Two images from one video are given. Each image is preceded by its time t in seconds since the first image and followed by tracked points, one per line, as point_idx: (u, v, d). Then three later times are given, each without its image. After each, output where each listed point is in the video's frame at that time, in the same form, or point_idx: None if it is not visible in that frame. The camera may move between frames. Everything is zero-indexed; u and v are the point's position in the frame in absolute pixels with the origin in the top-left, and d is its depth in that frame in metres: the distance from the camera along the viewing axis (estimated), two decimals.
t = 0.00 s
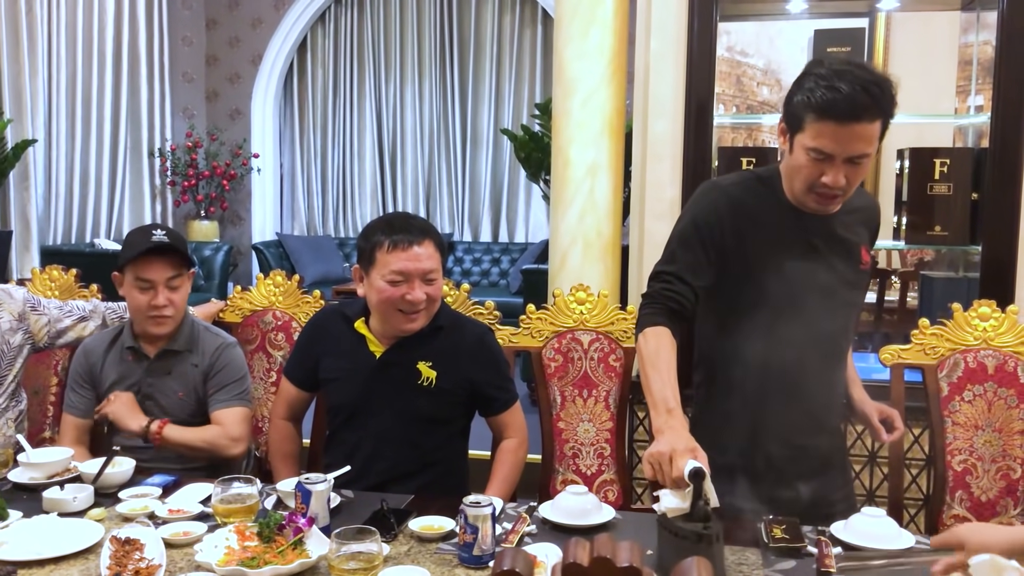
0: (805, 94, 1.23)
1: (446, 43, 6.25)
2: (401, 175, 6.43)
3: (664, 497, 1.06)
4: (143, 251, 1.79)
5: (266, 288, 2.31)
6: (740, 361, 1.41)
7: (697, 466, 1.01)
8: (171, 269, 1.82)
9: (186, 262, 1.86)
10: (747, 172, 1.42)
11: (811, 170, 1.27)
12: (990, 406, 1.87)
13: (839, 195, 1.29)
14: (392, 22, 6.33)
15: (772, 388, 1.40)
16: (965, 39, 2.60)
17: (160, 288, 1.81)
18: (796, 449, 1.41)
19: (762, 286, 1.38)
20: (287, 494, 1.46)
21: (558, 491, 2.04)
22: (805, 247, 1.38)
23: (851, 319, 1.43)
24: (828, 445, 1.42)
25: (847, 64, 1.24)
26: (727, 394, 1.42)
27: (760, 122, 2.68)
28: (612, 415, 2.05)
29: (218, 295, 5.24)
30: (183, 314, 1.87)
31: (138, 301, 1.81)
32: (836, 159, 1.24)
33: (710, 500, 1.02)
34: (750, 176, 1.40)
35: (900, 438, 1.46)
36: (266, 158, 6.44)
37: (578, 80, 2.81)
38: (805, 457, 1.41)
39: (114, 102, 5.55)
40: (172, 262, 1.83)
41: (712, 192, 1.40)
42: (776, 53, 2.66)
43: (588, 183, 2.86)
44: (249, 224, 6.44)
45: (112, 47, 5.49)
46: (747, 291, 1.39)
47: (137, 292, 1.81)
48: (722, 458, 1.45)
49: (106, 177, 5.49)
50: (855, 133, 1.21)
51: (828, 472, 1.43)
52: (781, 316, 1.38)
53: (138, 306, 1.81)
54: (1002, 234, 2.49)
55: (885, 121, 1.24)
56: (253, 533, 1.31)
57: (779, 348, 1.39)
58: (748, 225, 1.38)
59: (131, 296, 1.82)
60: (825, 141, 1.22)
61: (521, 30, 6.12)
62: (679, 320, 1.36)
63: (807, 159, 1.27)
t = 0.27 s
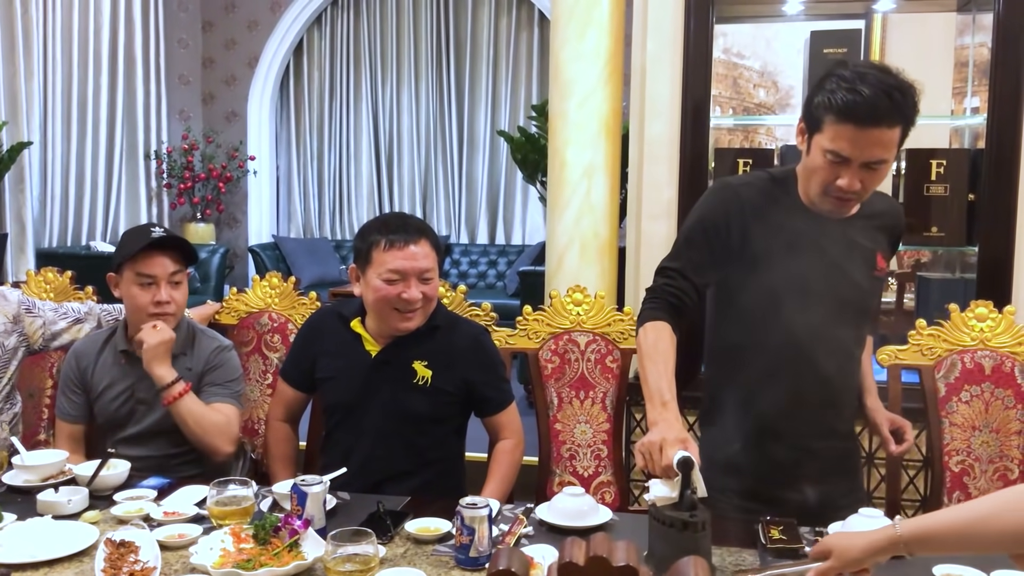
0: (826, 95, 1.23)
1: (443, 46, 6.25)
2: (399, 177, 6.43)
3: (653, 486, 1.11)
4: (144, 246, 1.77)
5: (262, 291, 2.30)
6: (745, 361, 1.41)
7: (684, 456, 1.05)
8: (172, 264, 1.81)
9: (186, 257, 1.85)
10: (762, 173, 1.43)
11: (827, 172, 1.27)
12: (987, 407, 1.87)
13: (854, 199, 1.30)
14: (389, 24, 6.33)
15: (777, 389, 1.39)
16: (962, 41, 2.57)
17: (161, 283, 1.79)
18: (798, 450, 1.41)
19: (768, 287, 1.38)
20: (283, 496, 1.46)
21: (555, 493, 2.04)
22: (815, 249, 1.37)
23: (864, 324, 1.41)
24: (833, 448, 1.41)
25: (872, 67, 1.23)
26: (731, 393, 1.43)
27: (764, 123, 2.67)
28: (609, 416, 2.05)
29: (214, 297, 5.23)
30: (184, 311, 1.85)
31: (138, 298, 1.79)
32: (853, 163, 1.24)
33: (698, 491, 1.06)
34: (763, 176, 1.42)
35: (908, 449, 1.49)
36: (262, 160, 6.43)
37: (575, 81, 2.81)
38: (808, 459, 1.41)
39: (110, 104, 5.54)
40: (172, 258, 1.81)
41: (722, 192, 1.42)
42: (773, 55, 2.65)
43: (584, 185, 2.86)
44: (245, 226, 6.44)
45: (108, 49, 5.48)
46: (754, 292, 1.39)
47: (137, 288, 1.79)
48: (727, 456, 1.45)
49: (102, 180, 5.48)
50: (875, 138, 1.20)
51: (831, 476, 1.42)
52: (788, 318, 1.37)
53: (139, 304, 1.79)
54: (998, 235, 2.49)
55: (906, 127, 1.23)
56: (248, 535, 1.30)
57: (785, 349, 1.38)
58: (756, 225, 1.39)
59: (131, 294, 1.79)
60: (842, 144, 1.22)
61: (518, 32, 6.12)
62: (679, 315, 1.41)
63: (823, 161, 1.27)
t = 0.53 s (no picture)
0: (830, 100, 1.23)
1: (441, 49, 6.25)
2: (397, 180, 6.43)
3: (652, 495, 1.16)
4: (144, 247, 1.73)
5: (261, 292, 2.30)
6: (749, 364, 1.41)
7: (683, 463, 1.04)
8: (172, 267, 1.78)
9: (185, 258, 1.83)
10: (767, 177, 1.44)
11: (831, 177, 1.27)
12: (986, 409, 1.87)
13: (859, 205, 1.29)
14: (387, 26, 6.33)
15: (781, 393, 1.39)
16: (960, 44, 2.57)
17: (162, 285, 1.76)
18: (803, 453, 1.41)
19: (773, 290, 1.38)
20: (281, 499, 1.45)
21: (553, 496, 2.03)
22: (819, 253, 1.38)
23: (870, 327, 1.41)
24: (838, 451, 1.41)
25: (877, 72, 1.23)
26: (735, 396, 1.43)
27: (763, 125, 2.68)
28: (608, 419, 2.04)
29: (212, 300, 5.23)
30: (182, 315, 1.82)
31: (138, 301, 1.74)
32: (857, 170, 1.24)
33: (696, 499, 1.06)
34: (768, 180, 1.42)
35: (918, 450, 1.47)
36: (260, 163, 6.43)
37: (573, 83, 2.81)
38: (812, 462, 1.41)
39: (108, 107, 5.54)
40: (171, 259, 1.79)
41: (727, 196, 1.43)
42: (771, 57, 2.65)
43: (583, 187, 2.86)
44: (243, 228, 6.44)
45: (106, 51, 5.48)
46: (759, 294, 1.39)
47: (136, 291, 1.75)
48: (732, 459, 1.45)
49: (100, 182, 5.47)
50: (879, 145, 1.20)
51: (836, 479, 1.42)
52: (793, 321, 1.37)
53: (137, 307, 1.74)
54: (996, 237, 2.49)
55: (911, 133, 1.23)
56: (246, 538, 1.30)
57: (790, 352, 1.38)
58: (760, 230, 1.40)
59: (128, 296, 1.75)
60: (846, 151, 1.22)
61: (516, 34, 6.12)
62: (684, 319, 1.40)
63: (828, 166, 1.27)
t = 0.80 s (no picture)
0: (839, 105, 1.23)
1: (443, 50, 6.25)
2: (398, 181, 6.42)
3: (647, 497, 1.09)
4: (147, 256, 1.72)
5: (262, 294, 2.31)
6: (747, 367, 1.41)
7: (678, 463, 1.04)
8: (175, 275, 1.77)
9: (188, 267, 1.82)
10: (770, 179, 1.42)
11: (837, 183, 1.27)
12: (989, 412, 1.87)
13: (863, 211, 1.30)
14: (389, 28, 6.33)
15: (780, 396, 1.39)
16: (963, 47, 2.54)
17: (164, 293, 1.75)
18: (801, 456, 1.41)
19: (772, 294, 1.38)
20: (283, 501, 1.45)
21: (555, 498, 2.03)
22: (820, 257, 1.37)
23: (871, 331, 1.40)
24: (836, 455, 1.41)
25: (886, 78, 1.23)
26: (734, 399, 1.43)
27: (766, 127, 2.64)
28: (610, 421, 2.04)
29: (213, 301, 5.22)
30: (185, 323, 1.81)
31: (141, 309, 1.73)
32: (865, 176, 1.24)
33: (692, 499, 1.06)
34: (771, 183, 1.40)
35: (917, 456, 1.46)
36: (261, 164, 6.43)
37: (575, 86, 2.81)
38: (810, 465, 1.41)
39: (109, 108, 5.54)
40: (174, 268, 1.77)
41: (728, 199, 1.42)
42: (773, 60, 2.63)
43: (585, 189, 2.86)
44: (245, 229, 6.44)
45: (107, 52, 5.48)
46: (757, 299, 1.39)
47: (138, 299, 1.73)
48: (731, 462, 1.45)
49: (101, 183, 5.47)
50: (888, 152, 1.20)
51: (834, 483, 1.42)
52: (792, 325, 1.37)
53: (140, 315, 1.73)
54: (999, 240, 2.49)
55: (919, 140, 1.23)
56: (247, 540, 1.30)
57: (788, 356, 1.38)
58: (761, 234, 1.39)
59: (131, 304, 1.73)
60: (854, 157, 1.23)
61: (518, 36, 6.12)
62: (682, 324, 1.41)
63: (835, 172, 1.27)
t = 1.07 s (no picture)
0: (845, 107, 1.23)
1: (447, 51, 6.25)
2: (402, 182, 6.43)
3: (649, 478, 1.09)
4: (155, 259, 1.72)
5: (267, 295, 2.31)
6: (747, 368, 1.41)
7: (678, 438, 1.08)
8: (183, 277, 1.77)
9: (196, 269, 1.81)
10: (776, 180, 1.42)
11: (842, 185, 1.27)
12: (994, 415, 1.86)
13: (868, 212, 1.29)
14: (393, 29, 6.33)
15: (781, 397, 1.39)
16: (968, 48, 2.54)
17: (172, 297, 1.75)
18: (801, 458, 1.41)
19: (773, 296, 1.38)
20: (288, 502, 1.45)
21: (560, 500, 2.03)
22: (823, 259, 1.36)
23: (874, 334, 1.40)
24: (836, 458, 1.41)
25: (891, 80, 1.23)
26: (734, 399, 1.43)
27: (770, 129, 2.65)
28: (614, 423, 2.04)
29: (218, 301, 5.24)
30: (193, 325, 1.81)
31: (149, 312, 1.73)
32: (870, 178, 1.23)
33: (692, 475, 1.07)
34: (776, 184, 1.40)
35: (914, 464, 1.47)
36: (265, 165, 6.43)
37: (580, 87, 2.81)
38: (809, 467, 1.41)
39: (114, 108, 5.55)
40: (182, 269, 1.77)
41: (730, 199, 1.42)
42: (776, 62, 2.64)
43: (589, 191, 2.86)
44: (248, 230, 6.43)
45: (112, 53, 5.49)
46: (758, 299, 1.39)
47: (146, 302, 1.74)
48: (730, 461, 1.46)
49: (106, 183, 5.48)
50: (893, 154, 1.20)
51: (834, 486, 1.42)
52: (792, 327, 1.37)
53: (149, 318, 1.73)
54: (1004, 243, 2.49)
55: (925, 141, 1.23)
56: (252, 539, 1.30)
57: (789, 357, 1.38)
58: (764, 235, 1.39)
59: (138, 307, 1.74)
60: (859, 159, 1.22)
61: (522, 37, 6.12)
62: (680, 319, 1.43)
63: (839, 173, 1.27)
